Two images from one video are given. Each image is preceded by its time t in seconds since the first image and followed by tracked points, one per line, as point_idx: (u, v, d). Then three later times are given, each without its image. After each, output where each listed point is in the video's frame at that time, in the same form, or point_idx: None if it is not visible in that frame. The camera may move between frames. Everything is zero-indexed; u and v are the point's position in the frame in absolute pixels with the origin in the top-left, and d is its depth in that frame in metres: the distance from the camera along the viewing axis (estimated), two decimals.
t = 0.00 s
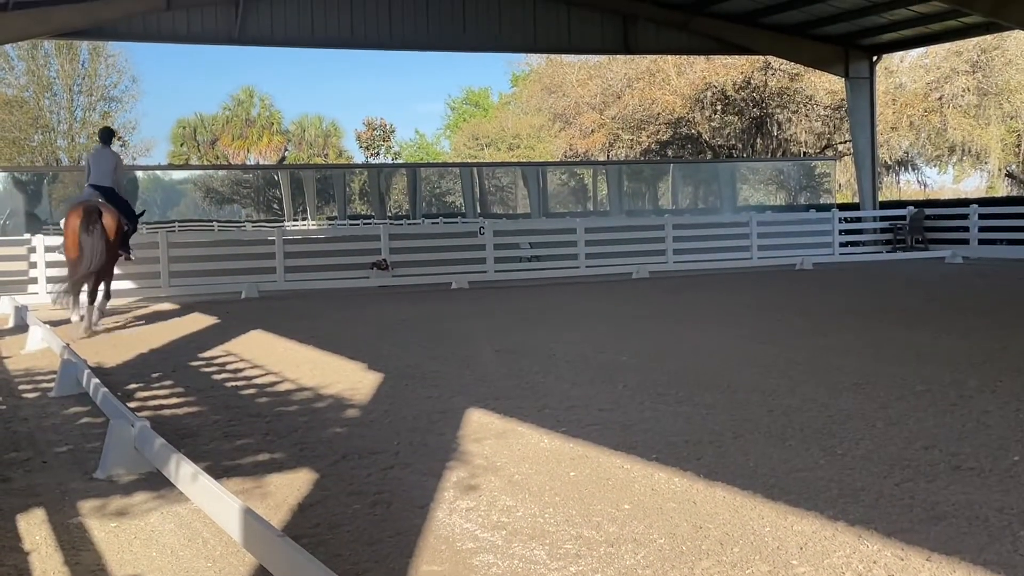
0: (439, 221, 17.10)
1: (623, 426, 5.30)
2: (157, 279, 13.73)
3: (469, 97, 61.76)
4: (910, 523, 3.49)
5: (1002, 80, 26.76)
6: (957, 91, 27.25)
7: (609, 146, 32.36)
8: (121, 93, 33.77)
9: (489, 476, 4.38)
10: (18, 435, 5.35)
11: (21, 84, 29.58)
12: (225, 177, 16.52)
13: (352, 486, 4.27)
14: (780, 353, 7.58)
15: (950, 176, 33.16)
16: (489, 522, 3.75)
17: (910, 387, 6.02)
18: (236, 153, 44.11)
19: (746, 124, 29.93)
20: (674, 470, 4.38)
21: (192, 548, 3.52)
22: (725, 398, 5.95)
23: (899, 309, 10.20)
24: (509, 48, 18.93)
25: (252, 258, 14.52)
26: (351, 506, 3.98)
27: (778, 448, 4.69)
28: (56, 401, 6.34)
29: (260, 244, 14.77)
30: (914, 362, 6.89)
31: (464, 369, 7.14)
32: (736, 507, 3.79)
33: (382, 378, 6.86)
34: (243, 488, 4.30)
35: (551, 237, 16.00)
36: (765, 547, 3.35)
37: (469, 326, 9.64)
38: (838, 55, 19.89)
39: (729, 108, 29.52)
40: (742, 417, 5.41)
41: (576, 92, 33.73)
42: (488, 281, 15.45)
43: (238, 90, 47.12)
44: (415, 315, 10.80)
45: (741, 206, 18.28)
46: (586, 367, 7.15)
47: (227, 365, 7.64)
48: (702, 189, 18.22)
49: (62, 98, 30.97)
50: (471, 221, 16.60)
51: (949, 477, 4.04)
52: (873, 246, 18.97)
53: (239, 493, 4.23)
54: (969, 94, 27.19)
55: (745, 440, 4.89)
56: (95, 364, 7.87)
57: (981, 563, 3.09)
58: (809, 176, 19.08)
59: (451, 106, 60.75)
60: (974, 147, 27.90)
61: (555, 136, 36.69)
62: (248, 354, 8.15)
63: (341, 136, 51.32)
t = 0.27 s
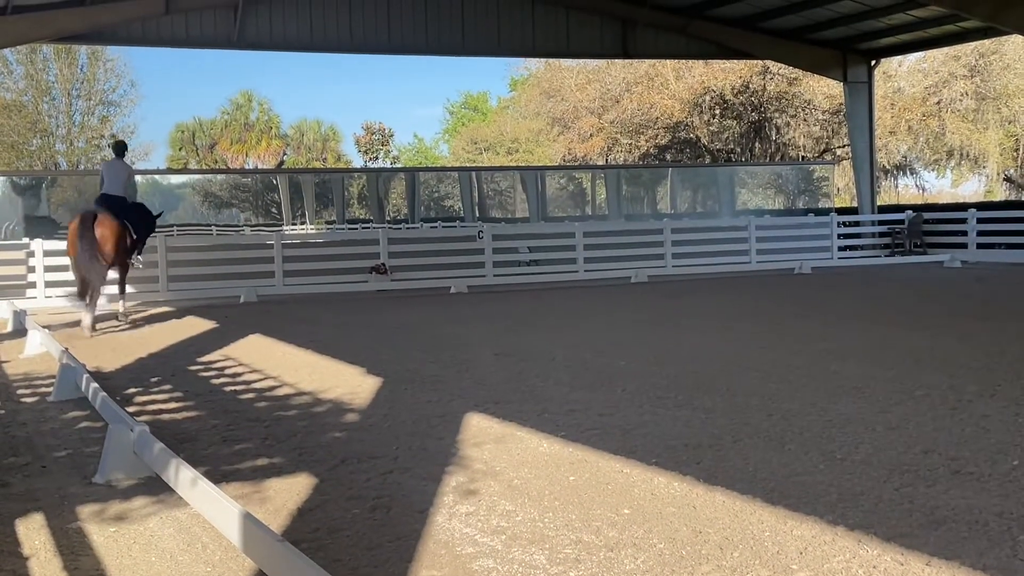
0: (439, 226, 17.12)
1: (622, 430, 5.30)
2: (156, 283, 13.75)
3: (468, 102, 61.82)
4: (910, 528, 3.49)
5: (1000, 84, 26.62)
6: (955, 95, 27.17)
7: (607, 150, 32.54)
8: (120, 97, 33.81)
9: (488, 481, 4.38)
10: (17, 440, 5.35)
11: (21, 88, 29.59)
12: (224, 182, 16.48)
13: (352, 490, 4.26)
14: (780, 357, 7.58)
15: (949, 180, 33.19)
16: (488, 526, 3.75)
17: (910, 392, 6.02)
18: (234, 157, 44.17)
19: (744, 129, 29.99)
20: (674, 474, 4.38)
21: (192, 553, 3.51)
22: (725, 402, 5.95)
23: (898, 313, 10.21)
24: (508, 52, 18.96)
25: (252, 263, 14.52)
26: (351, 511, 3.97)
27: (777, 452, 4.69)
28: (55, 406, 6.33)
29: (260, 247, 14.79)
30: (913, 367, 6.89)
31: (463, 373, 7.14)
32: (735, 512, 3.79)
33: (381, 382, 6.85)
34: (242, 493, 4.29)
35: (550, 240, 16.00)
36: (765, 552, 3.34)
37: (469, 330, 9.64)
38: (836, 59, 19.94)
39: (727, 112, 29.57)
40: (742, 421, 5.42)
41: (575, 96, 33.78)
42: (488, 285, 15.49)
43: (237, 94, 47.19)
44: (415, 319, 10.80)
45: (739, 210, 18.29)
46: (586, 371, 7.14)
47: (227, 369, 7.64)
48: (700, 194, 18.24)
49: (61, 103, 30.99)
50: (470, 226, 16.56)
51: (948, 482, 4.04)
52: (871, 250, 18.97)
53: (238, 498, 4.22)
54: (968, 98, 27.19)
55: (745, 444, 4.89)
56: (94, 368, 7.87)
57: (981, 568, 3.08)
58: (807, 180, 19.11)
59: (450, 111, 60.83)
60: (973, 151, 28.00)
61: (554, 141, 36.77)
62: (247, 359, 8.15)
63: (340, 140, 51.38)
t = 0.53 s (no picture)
0: (435, 229, 17.09)
1: (619, 434, 5.30)
2: (152, 287, 13.68)
3: (465, 105, 61.80)
4: (907, 532, 3.49)
5: (995, 88, 26.60)
6: (951, 100, 27.33)
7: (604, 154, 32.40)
8: (116, 99, 33.77)
9: (486, 484, 4.37)
10: (13, 443, 5.33)
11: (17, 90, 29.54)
12: (220, 184, 16.40)
13: (349, 494, 4.26)
14: (777, 361, 7.59)
15: (944, 183, 33.29)
16: (485, 530, 3.74)
17: (907, 396, 6.03)
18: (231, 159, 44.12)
19: (741, 132, 30.04)
20: (672, 478, 4.37)
21: (189, 556, 3.50)
22: (722, 406, 5.95)
23: (894, 317, 10.22)
24: (505, 56, 18.99)
25: (248, 266, 14.49)
26: (348, 515, 3.96)
27: (775, 456, 4.68)
28: (51, 409, 6.31)
29: (256, 250, 14.76)
30: (910, 371, 6.90)
31: (460, 377, 7.12)
32: (734, 516, 3.79)
33: (378, 386, 6.84)
34: (239, 496, 4.28)
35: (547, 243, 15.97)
36: (763, 556, 3.34)
37: (465, 334, 9.63)
38: (832, 63, 20.00)
39: (724, 116, 29.62)
40: (739, 425, 5.41)
41: (572, 100, 33.82)
42: (484, 288, 15.46)
43: (234, 97, 47.17)
44: (412, 323, 10.78)
45: (736, 214, 18.31)
46: (582, 375, 7.14)
47: (223, 372, 7.62)
48: (697, 197, 18.25)
49: (58, 105, 30.94)
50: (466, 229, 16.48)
51: (946, 486, 4.04)
52: (867, 254, 19.00)
53: (235, 501, 4.21)
54: (964, 103, 27.28)
55: (743, 448, 4.88)
56: (90, 371, 7.85)
57: (979, 572, 3.09)
58: (804, 184, 19.15)
59: (447, 114, 60.80)
60: (969, 156, 28.11)
61: (551, 145, 36.79)
62: (243, 362, 8.13)
63: (336, 143, 51.34)
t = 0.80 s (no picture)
0: (429, 233, 17.06)
1: (613, 438, 5.31)
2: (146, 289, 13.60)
3: (459, 108, 61.77)
4: (900, 537, 3.49)
5: (988, 94, 26.92)
6: (944, 106, 27.30)
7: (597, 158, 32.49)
8: (110, 102, 33.68)
9: (479, 488, 4.37)
10: (5, 445, 5.31)
11: (11, 92, 29.44)
12: (213, 187, 16.41)
13: (343, 497, 4.25)
14: (770, 365, 7.61)
15: (937, 189, 33.33)
16: (479, 534, 3.73)
17: (899, 401, 6.04)
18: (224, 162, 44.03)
19: (735, 136, 30.08)
20: (665, 483, 4.38)
21: (181, 560, 3.49)
22: (716, 411, 5.96)
23: (887, 322, 10.27)
24: (500, 61, 19.00)
25: (241, 269, 14.45)
26: (341, 519, 3.95)
27: (768, 461, 4.69)
28: (43, 411, 6.29)
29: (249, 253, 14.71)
30: (902, 376, 6.92)
31: (454, 381, 7.12)
32: (727, 520, 3.80)
33: (372, 389, 6.84)
34: (232, 500, 4.27)
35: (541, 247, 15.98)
36: (756, 561, 3.35)
37: (459, 337, 9.62)
38: (826, 68, 20.07)
39: (718, 120, 29.68)
40: (733, 430, 5.42)
41: (566, 104, 33.90)
42: (477, 292, 15.43)
43: (228, 100, 47.10)
44: (405, 326, 10.77)
45: (729, 219, 18.35)
46: (576, 379, 7.14)
47: (216, 375, 7.60)
48: (691, 202, 18.28)
49: (51, 107, 30.84)
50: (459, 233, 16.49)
51: (939, 491, 4.05)
52: (860, 259, 19.05)
53: (228, 505, 4.20)
54: (957, 108, 27.26)
55: (736, 452, 4.89)
56: (83, 374, 7.82)
57: None
58: (797, 189, 19.22)
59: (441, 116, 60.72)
60: (962, 161, 28.09)
61: (545, 149, 36.82)
62: (237, 365, 8.11)
63: (330, 145, 51.28)
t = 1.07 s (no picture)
0: (420, 236, 17.07)
1: (603, 442, 5.31)
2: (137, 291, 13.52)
3: (451, 111, 61.75)
4: (890, 543, 3.51)
5: (979, 100, 26.66)
6: (934, 111, 27.53)
7: (589, 162, 32.68)
8: (101, 103, 33.56)
9: (470, 492, 4.36)
10: None
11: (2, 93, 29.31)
12: (205, 189, 16.62)
13: (332, 501, 4.24)
14: (761, 369, 7.63)
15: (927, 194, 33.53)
16: (469, 538, 3.73)
17: (889, 406, 6.07)
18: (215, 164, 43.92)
19: (726, 141, 30.16)
20: (655, 487, 4.38)
21: (171, 564, 3.47)
22: (705, 415, 5.97)
23: (877, 326, 10.31)
24: (492, 64, 19.02)
25: (232, 272, 14.42)
26: (331, 522, 3.94)
27: (757, 466, 4.70)
28: (32, 414, 6.25)
29: (240, 255, 14.65)
30: (891, 381, 6.94)
31: (445, 385, 7.11)
32: (717, 525, 3.81)
33: (362, 392, 6.82)
34: (222, 503, 4.25)
35: (533, 250, 16.00)
36: (746, 565, 3.36)
37: (450, 340, 9.62)
38: (817, 73, 20.17)
39: (709, 125, 29.78)
40: (724, 434, 5.43)
41: (557, 108, 34.00)
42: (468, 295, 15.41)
43: (219, 102, 47.00)
44: (396, 329, 10.74)
45: (720, 223, 18.40)
46: (565, 383, 7.14)
47: (206, 378, 7.57)
48: (682, 206, 18.35)
49: (42, 109, 30.70)
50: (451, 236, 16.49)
51: (928, 496, 4.07)
52: (850, 264, 19.11)
53: (218, 508, 4.18)
54: (947, 114, 27.52)
55: (726, 457, 4.90)
56: (72, 376, 7.78)
57: None
58: (788, 194, 19.29)
59: (432, 119, 60.68)
60: (951, 165, 28.51)
61: (537, 152, 36.88)
62: (226, 368, 8.08)
63: (322, 148, 51.20)
